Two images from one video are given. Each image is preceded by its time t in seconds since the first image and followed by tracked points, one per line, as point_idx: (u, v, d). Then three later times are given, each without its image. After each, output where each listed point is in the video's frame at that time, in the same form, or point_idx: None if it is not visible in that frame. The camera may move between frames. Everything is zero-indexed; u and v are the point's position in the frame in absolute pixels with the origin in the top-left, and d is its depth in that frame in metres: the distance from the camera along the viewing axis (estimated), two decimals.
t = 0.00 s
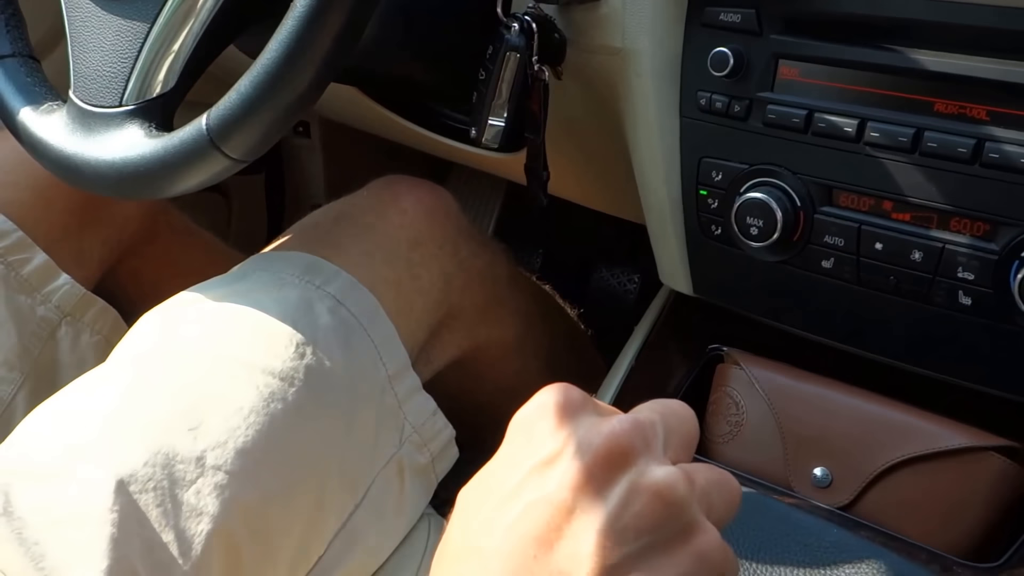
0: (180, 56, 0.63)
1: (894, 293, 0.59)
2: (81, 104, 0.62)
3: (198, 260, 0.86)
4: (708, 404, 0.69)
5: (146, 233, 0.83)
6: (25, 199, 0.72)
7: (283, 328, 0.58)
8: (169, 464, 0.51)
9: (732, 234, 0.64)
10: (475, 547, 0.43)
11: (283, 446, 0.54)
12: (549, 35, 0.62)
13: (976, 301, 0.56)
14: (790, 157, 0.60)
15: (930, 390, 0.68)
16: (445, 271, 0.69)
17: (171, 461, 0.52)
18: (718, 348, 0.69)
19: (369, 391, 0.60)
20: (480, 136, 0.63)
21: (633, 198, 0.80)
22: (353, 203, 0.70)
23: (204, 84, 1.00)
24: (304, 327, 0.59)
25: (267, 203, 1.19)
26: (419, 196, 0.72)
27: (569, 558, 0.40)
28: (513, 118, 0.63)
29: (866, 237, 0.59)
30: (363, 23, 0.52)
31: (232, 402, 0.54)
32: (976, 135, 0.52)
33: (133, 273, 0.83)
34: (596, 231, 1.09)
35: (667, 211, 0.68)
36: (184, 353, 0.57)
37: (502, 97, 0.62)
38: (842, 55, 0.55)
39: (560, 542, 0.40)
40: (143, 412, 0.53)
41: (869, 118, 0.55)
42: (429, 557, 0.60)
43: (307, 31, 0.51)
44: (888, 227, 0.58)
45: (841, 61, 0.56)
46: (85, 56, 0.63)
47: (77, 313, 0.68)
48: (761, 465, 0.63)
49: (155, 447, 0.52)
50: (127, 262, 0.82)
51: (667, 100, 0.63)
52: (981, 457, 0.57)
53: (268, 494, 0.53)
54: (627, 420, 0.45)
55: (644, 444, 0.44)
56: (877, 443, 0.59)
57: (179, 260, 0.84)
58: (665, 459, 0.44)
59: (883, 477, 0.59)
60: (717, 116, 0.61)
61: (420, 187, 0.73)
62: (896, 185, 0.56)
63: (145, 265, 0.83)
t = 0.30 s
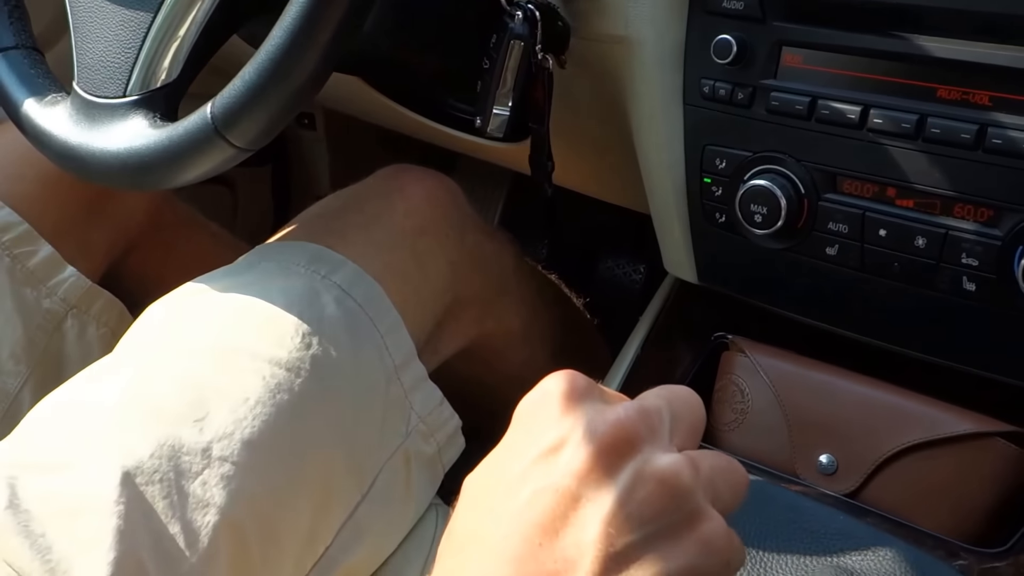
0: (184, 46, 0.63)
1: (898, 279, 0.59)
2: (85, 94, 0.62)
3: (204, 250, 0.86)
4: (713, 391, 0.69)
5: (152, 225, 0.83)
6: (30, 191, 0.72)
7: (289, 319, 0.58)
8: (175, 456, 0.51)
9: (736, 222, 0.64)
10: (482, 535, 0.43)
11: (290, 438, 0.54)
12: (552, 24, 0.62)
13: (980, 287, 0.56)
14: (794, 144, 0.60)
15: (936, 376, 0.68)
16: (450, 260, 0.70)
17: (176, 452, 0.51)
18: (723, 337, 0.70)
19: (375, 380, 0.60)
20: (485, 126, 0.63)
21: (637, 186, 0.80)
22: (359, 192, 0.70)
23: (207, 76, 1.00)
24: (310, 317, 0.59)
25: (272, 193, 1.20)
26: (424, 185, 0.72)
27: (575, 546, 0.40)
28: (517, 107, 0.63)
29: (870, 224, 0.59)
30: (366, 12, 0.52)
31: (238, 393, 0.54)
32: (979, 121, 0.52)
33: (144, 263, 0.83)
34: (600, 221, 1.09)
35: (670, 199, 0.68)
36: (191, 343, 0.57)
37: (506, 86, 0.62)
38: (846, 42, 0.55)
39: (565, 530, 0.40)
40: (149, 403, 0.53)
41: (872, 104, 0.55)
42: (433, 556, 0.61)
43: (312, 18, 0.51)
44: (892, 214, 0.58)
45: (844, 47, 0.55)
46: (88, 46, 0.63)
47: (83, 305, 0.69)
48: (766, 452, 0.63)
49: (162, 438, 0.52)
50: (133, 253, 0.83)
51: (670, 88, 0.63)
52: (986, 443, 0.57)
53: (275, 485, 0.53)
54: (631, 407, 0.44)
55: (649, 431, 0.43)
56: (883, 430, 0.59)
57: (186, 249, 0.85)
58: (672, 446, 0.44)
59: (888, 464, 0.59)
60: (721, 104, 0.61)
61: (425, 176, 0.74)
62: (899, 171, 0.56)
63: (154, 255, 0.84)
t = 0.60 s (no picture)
0: (185, 43, 0.63)
1: (901, 274, 0.60)
2: (87, 91, 0.62)
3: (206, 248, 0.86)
4: (716, 387, 0.69)
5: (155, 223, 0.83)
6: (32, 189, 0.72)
7: (292, 316, 0.58)
8: (178, 453, 0.51)
9: (738, 217, 0.64)
10: (484, 529, 0.43)
11: (294, 436, 0.55)
12: (555, 21, 0.62)
13: (982, 281, 0.56)
14: (796, 139, 0.60)
15: (939, 371, 0.68)
16: (453, 256, 0.70)
17: (179, 450, 0.51)
18: (725, 333, 0.69)
19: (378, 376, 0.60)
20: (489, 122, 0.65)
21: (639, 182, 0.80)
22: (362, 188, 0.71)
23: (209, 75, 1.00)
24: (313, 315, 0.59)
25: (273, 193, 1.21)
26: (426, 181, 0.72)
27: (579, 540, 0.40)
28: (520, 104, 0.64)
29: (872, 218, 0.59)
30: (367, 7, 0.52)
31: (242, 390, 0.54)
32: (980, 115, 0.52)
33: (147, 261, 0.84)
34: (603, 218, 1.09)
35: (673, 195, 0.68)
36: (194, 341, 0.57)
37: (509, 82, 0.63)
38: (848, 36, 0.55)
39: (569, 523, 0.40)
40: (151, 400, 0.53)
41: (874, 98, 0.55)
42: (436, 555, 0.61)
43: (314, 12, 0.51)
44: (894, 208, 0.58)
45: (845, 41, 0.55)
46: (90, 43, 0.63)
47: (87, 301, 0.68)
48: (769, 446, 0.63)
49: (165, 435, 0.51)
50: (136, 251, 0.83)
51: (671, 84, 0.63)
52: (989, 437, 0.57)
53: (279, 483, 0.53)
54: (635, 400, 0.44)
55: (652, 424, 0.43)
56: (886, 424, 0.59)
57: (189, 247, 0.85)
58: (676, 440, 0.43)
59: (891, 458, 0.59)
60: (724, 99, 0.61)
61: (427, 172, 0.74)
62: (900, 165, 0.56)
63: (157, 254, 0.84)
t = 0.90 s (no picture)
0: (185, 45, 0.63)
1: (901, 275, 0.60)
2: (88, 94, 0.62)
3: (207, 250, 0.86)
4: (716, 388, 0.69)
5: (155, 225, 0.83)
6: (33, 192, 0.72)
7: (292, 319, 0.58)
8: (179, 455, 0.51)
9: (739, 219, 0.64)
10: (484, 532, 0.43)
11: (295, 438, 0.55)
12: (554, 23, 0.62)
13: (982, 283, 0.56)
14: (796, 141, 0.60)
15: (939, 372, 0.68)
16: (454, 258, 0.70)
17: (181, 452, 0.51)
18: (725, 333, 0.70)
19: (379, 378, 0.60)
20: (488, 123, 0.65)
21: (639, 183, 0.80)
22: (363, 190, 0.71)
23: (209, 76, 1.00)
24: (314, 317, 0.59)
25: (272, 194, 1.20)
26: (427, 183, 0.72)
27: (579, 545, 0.40)
28: (520, 105, 0.64)
29: (872, 220, 0.59)
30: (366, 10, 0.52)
31: (242, 392, 0.54)
32: (980, 117, 0.52)
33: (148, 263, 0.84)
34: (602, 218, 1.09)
35: (673, 196, 0.68)
36: (194, 343, 0.57)
37: (508, 84, 0.63)
38: (848, 38, 0.55)
39: (570, 528, 0.41)
40: (152, 403, 0.53)
41: (874, 101, 0.55)
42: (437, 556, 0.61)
43: (315, 14, 0.51)
44: (894, 210, 0.58)
45: (845, 43, 0.55)
46: (90, 46, 0.63)
47: (87, 304, 0.69)
48: (769, 448, 0.63)
49: (167, 438, 0.51)
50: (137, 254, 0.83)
51: (671, 85, 0.63)
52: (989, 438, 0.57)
53: (280, 485, 0.53)
54: (637, 405, 0.44)
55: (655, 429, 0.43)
56: (886, 426, 0.59)
57: (189, 250, 0.85)
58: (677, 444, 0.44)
59: (891, 460, 0.59)
60: (724, 101, 0.61)
61: (428, 174, 0.74)
62: (900, 167, 0.56)
63: (157, 256, 0.84)
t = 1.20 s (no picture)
0: (186, 49, 0.63)
1: (900, 279, 0.60)
2: (88, 97, 0.62)
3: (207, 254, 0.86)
4: (716, 391, 0.69)
5: (155, 229, 0.83)
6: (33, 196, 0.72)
7: (292, 322, 0.58)
8: (179, 459, 0.51)
9: (738, 222, 0.64)
10: (483, 536, 0.43)
11: (294, 441, 0.55)
12: (553, 25, 0.61)
13: (981, 287, 0.56)
14: (795, 145, 0.60)
15: (937, 375, 0.69)
16: (453, 261, 0.70)
17: (180, 455, 0.51)
18: (725, 337, 0.70)
19: (378, 381, 0.60)
20: (487, 127, 0.65)
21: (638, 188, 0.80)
22: (363, 194, 0.71)
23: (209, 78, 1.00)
24: (313, 321, 0.59)
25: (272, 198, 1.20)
26: (427, 187, 0.72)
27: (579, 549, 0.40)
28: (519, 108, 0.64)
29: (872, 224, 0.59)
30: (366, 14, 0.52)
31: (242, 395, 0.54)
32: (978, 121, 0.52)
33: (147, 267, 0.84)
34: (602, 221, 1.09)
35: (672, 200, 0.68)
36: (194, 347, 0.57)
37: (508, 87, 0.63)
38: (847, 43, 0.55)
39: (569, 533, 0.40)
40: (152, 407, 0.53)
41: (874, 105, 0.55)
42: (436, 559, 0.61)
43: (315, 17, 0.51)
44: (893, 214, 0.58)
45: (845, 48, 0.55)
46: (91, 49, 0.63)
47: (85, 308, 0.69)
48: (769, 452, 0.63)
49: (167, 441, 0.51)
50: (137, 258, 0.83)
51: (670, 89, 0.63)
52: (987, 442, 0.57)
53: (280, 488, 0.53)
54: (637, 411, 0.44)
55: (655, 435, 0.43)
56: (885, 430, 0.59)
57: (188, 254, 0.85)
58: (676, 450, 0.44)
59: (890, 464, 0.59)
60: (724, 105, 0.61)
61: (428, 178, 0.74)
62: (899, 171, 0.56)
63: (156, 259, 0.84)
